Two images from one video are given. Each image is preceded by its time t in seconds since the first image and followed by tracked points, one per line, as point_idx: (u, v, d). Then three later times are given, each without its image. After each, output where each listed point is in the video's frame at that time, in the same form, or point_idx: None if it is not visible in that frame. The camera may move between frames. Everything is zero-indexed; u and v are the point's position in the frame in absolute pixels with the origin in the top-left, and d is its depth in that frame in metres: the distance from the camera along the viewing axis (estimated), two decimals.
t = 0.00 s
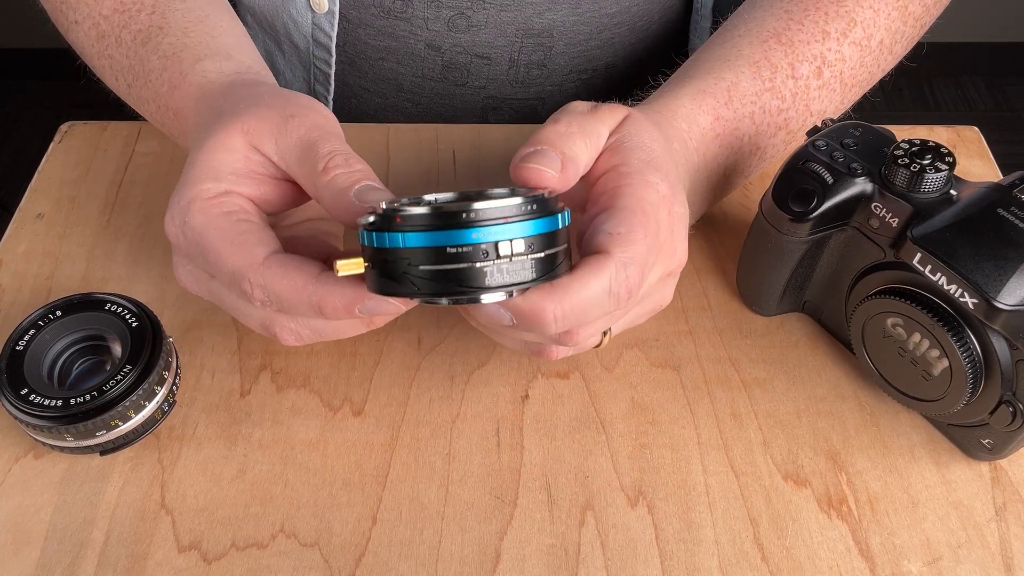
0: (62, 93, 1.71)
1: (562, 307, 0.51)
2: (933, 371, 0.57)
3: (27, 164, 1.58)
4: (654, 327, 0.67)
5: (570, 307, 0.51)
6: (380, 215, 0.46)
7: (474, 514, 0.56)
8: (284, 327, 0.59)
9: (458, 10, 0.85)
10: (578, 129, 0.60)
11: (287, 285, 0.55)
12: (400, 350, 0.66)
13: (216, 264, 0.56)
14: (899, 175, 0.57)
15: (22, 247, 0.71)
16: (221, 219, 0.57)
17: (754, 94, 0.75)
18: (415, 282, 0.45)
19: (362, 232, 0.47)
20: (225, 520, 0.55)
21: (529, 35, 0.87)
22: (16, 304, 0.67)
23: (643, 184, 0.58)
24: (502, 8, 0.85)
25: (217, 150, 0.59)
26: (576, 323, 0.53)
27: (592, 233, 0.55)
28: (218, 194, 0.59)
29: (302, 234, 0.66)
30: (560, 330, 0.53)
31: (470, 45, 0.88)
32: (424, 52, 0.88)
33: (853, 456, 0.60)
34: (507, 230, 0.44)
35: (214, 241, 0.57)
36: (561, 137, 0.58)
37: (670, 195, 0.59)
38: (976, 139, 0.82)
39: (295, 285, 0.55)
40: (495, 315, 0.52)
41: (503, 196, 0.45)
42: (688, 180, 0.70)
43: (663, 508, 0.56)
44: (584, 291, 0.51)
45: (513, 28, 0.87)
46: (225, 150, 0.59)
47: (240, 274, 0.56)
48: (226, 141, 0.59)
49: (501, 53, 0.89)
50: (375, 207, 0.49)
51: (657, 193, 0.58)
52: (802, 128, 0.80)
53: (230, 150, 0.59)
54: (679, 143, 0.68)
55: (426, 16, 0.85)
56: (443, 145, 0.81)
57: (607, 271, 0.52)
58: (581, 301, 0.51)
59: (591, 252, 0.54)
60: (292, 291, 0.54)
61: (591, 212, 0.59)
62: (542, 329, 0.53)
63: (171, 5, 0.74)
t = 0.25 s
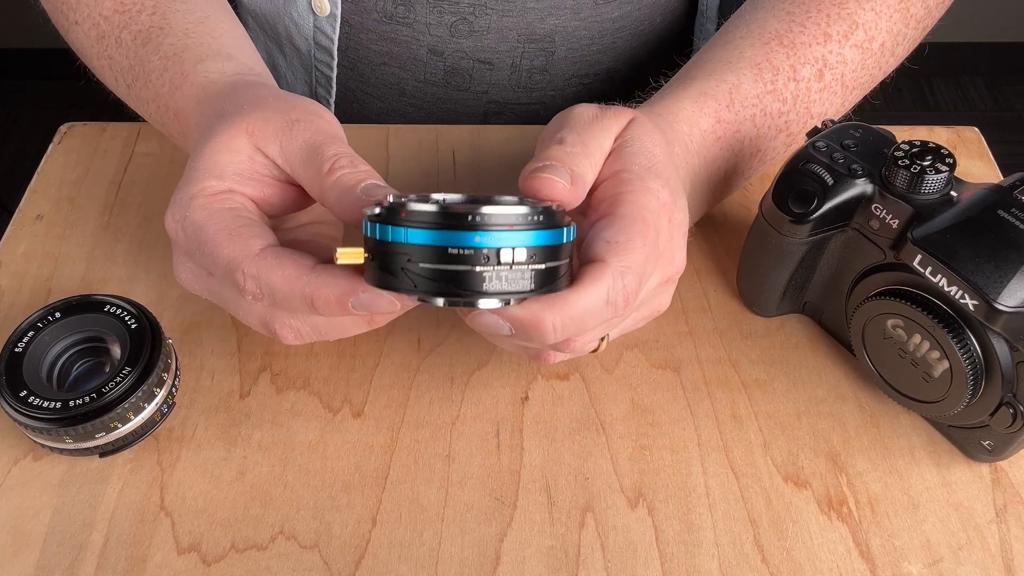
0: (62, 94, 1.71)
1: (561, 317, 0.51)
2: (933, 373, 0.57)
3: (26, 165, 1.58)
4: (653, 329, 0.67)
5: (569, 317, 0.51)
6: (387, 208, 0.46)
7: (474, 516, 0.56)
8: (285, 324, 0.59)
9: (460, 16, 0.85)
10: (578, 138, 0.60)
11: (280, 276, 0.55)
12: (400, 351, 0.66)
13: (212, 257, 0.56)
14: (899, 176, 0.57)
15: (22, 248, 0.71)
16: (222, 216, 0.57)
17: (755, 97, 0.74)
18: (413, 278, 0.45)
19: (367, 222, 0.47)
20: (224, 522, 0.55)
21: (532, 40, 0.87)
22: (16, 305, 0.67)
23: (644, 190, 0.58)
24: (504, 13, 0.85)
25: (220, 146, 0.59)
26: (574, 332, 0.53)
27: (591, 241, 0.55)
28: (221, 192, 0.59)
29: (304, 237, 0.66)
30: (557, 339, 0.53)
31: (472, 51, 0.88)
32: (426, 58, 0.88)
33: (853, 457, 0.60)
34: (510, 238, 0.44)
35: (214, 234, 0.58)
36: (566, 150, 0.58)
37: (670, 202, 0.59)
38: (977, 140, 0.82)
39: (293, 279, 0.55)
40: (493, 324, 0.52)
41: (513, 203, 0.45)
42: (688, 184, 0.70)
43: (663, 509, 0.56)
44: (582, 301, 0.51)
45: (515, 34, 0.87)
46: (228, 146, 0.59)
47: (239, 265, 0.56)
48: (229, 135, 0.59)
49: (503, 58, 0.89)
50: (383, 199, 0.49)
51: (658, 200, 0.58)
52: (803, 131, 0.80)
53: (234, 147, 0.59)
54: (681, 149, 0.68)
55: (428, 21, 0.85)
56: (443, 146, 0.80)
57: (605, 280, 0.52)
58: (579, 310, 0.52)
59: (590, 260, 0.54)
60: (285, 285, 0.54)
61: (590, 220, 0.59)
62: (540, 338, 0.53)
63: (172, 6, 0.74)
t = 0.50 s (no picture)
0: (62, 94, 1.71)
1: (559, 309, 0.51)
2: (933, 372, 0.57)
3: (26, 165, 1.58)
4: (653, 328, 0.67)
5: (567, 309, 0.52)
6: (387, 195, 0.47)
7: (474, 515, 0.56)
8: (286, 317, 0.59)
9: (457, 16, 0.84)
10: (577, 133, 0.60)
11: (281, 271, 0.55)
12: (400, 350, 0.66)
13: (212, 251, 0.56)
14: (899, 176, 0.57)
15: (22, 248, 0.71)
16: (222, 210, 0.58)
17: (755, 97, 0.74)
18: (411, 265, 0.45)
19: (367, 210, 0.47)
20: (224, 521, 0.55)
21: (528, 40, 0.87)
22: (16, 305, 0.67)
23: (643, 185, 0.58)
24: (500, 13, 0.85)
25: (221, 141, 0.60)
26: (571, 325, 0.53)
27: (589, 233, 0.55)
28: (220, 187, 0.59)
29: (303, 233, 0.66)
30: (553, 331, 0.53)
31: (468, 50, 0.88)
32: (423, 57, 0.88)
33: (853, 457, 0.60)
34: (509, 227, 0.44)
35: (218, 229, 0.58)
36: (564, 143, 0.59)
37: (669, 196, 0.59)
38: (977, 140, 0.82)
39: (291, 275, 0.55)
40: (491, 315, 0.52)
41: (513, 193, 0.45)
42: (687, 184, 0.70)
43: (663, 509, 0.56)
44: (580, 292, 0.52)
45: (511, 34, 0.87)
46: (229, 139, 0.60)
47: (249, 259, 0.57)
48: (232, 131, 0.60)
49: (499, 58, 0.89)
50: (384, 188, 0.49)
51: (656, 196, 0.58)
52: (802, 131, 0.80)
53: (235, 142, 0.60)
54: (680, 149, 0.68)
55: (425, 21, 0.85)
56: (443, 145, 0.80)
57: (603, 273, 0.52)
58: (577, 303, 0.52)
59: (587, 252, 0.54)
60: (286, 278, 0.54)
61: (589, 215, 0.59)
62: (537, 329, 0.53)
63: (171, 5, 0.74)
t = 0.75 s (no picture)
0: (62, 94, 1.71)
1: (563, 316, 0.51)
2: (933, 372, 0.57)
3: (26, 165, 1.58)
4: (653, 328, 0.67)
5: (570, 316, 0.52)
6: (392, 198, 0.47)
7: (474, 515, 0.56)
8: (283, 310, 0.59)
9: (457, 16, 0.84)
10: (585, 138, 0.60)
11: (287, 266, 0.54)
12: (400, 351, 0.66)
13: (213, 241, 0.56)
14: (899, 176, 0.57)
15: (22, 248, 0.71)
16: (225, 201, 0.57)
17: (757, 98, 0.75)
18: (415, 269, 0.45)
19: (372, 212, 0.47)
20: (225, 521, 0.55)
21: (529, 40, 0.87)
22: (16, 305, 0.67)
23: (647, 193, 0.58)
24: (500, 13, 0.84)
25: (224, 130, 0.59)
26: (574, 332, 0.53)
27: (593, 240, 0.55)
28: (223, 177, 0.59)
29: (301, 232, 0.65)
30: (556, 338, 0.53)
31: (468, 50, 0.88)
32: (424, 57, 0.88)
33: (853, 457, 0.60)
34: (514, 234, 0.44)
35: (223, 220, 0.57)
36: (573, 148, 0.58)
37: (673, 204, 0.59)
38: (977, 140, 0.82)
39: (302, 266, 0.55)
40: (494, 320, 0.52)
41: (519, 199, 0.45)
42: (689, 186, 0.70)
43: (663, 509, 0.56)
44: (584, 300, 0.52)
45: (512, 34, 0.86)
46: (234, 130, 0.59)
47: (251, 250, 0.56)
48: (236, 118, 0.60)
49: (500, 57, 0.89)
50: (389, 190, 0.49)
51: (660, 202, 0.58)
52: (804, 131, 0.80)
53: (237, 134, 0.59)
54: (683, 149, 0.68)
55: (425, 21, 0.85)
56: (443, 145, 0.80)
57: (608, 282, 0.53)
58: (580, 310, 0.52)
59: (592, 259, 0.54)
60: (291, 274, 0.54)
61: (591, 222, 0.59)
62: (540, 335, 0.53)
63: (173, 4, 0.74)
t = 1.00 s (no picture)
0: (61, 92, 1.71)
1: (596, 331, 0.52)
2: (933, 371, 0.57)
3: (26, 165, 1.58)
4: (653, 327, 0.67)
5: (603, 332, 0.52)
6: (428, 216, 0.48)
7: (474, 513, 0.56)
8: None
9: (468, 18, 0.84)
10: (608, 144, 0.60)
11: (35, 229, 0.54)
12: (400, 348, 0.66)
13: None
14: (899, 174, 0.57)
15: (22, 246, 0.71)
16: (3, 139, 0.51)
17: (762, 99, 0.75)
18: (453, 289, 0.47)
19: (405, 228, 0.49)
20: (225, 518, 0.55)
21: (540, 41, 0.87)
22: (17, 303, 0.67)
23: (671, 202, 0.59)
24: (511, 15, 0.85)
25: None
26: (607, 346, 0.54)
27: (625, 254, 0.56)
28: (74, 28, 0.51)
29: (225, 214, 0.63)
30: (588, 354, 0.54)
31: (480, 52, 0.88)
32: (436, 59, 0.88)
33: (853, 455, 0.60)
34: (550, 255, 0.46)
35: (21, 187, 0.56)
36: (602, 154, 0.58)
37: (695, 213, 0.61)
38: (977, 139, 0.82)
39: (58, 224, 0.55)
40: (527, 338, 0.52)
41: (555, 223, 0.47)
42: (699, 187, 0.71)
43: (662, 507, 0.56)
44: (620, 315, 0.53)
45: (523, 35, 0.87)
46: None
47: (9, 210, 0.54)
48: None
49: (512, 59, 0.89)
50: (422, 205, 0.51)
51: (685, 213, 0.59)
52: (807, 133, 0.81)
53: None
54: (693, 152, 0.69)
55: (436, 23, 0.85)
56: (443, 144, 0.80)
57: (639, 297, 0.54)
58: (613, 327, 0.53)
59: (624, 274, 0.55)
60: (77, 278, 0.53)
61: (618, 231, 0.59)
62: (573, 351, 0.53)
63: None
